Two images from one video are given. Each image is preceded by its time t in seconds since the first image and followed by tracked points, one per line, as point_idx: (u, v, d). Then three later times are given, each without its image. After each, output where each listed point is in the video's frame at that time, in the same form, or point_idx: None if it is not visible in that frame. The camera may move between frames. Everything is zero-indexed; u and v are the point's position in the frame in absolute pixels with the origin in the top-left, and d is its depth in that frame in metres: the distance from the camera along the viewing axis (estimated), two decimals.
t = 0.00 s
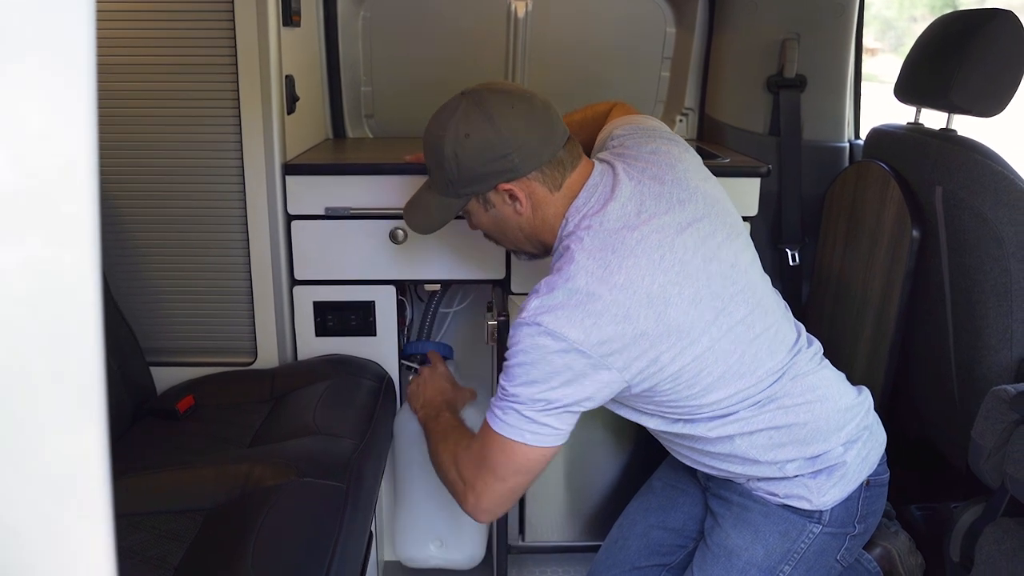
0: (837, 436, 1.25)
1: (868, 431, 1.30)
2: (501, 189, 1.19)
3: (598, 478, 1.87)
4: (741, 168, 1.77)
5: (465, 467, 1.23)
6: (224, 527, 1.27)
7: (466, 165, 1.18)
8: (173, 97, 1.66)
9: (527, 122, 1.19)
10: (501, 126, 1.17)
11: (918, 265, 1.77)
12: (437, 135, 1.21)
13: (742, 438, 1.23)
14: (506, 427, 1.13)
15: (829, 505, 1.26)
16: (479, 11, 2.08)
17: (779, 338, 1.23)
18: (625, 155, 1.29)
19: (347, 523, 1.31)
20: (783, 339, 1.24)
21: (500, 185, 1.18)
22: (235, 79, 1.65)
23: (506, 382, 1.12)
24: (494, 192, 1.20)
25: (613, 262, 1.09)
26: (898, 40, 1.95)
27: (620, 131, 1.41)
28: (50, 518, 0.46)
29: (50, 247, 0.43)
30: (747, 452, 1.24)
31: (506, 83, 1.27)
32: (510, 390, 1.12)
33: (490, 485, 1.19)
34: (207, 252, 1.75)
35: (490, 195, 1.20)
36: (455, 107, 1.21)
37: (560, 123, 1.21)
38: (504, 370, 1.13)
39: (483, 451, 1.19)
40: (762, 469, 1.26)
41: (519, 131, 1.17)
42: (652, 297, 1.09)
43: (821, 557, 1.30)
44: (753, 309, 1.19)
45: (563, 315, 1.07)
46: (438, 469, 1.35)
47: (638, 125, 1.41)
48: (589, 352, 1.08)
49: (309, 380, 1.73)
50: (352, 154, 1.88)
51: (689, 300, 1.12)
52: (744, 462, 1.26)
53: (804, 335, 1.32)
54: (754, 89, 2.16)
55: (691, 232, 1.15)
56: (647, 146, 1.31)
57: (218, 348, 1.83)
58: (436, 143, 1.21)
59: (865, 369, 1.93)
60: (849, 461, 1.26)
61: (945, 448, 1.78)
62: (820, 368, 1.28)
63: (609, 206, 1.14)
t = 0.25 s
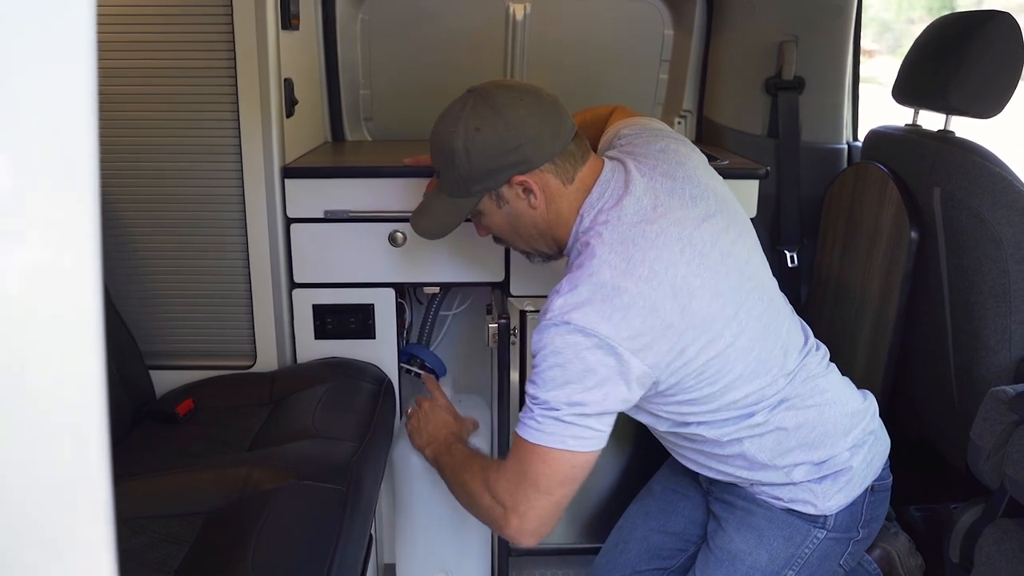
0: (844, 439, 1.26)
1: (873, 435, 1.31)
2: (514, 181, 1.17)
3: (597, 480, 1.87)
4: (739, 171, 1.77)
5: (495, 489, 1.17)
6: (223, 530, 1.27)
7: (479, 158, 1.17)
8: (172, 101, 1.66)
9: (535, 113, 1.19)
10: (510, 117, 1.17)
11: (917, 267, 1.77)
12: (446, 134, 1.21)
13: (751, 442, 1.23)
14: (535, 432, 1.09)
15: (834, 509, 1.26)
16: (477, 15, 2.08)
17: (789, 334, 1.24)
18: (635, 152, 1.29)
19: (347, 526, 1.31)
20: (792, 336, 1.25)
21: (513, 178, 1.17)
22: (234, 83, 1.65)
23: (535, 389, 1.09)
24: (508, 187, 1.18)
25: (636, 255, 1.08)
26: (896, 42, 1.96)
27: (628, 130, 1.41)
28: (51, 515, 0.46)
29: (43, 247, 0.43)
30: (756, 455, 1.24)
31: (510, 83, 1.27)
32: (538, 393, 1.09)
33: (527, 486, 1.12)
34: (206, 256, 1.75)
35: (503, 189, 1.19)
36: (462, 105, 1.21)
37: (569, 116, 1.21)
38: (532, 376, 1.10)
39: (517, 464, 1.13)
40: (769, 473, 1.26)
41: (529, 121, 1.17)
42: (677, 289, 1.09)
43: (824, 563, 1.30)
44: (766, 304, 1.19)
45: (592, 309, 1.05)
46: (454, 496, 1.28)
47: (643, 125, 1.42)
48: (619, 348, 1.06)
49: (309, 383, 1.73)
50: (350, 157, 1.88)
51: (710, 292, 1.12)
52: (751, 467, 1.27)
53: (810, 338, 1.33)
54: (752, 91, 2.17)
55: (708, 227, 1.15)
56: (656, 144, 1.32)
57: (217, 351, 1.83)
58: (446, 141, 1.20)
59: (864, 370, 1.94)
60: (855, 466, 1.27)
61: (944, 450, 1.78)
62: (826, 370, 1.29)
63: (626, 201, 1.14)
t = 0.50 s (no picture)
0: (848, 442, 1.27)
1: (876, 439, 1.31)
2: (530, 169, 1.12)
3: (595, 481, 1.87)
4: (736, 171, 1.77)
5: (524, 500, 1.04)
6: (219, 531, 1.26)
7: (495, 147, 1.12)
8: (168, 102, 1.66)
9: (549, 104, 1.16)
10: (524, 107, 1.14)
11: (914, 266, 1.77)
12: (457, 129, 1.16)
13: (757, 442, 1.22)
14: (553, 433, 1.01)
15: (836, 514, 1.26)
16: (474, 16, 2.08)
17: (797, 331, 1.23)
18: (641, 149, 1.28)
19: (343, 526, 1.31)
20: (799, 334, 1.25)
21: (529, 167, 1.12)
22: (230, 83, 1.65)
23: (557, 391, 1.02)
24: (522, 177, 1.13)
25: (655, 245, 1.05)
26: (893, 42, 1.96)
27: (633, 128, 1.41)
28: (44, 515, 0.46)
29: (35, 250, 0.43)
30: (763, 456, 1.23)
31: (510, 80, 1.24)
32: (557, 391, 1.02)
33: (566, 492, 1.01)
34: (203, 257, 1.75)
35: (518, 180, 1.13)
36: (469, 99, 1.17)
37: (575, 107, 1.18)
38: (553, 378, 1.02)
39: (553, 469, 1.01)
40: (775, 477, 1.25)
41: (544, 111, 1.14)
42: (697, 279, 1.06)
43: (825, 566, 1.29)
44: (776, 300, 1.19)
45: (618, 299, 1.01)
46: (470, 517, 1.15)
47: (645, 125, 1.41)
48: (645, 339, 1.01)
49: (305, 384, 1.73)
50: (347, 157, 1.88)
51: (727, 284, 1.10)
52: (760, 471, 1.25)
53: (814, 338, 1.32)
54: (749, 92, 2.16)
55: (719, 219, 1.14)
56: (660, 143, 1.30)
57: (213, 352, 1.83)
58: (456, 134, 1.15)
59: (861, 369, 1.94)
60: (858, 470, 1.27)
61: (941, 449, 1.78)
62: (832, 372, 1.29)
63: (638, 194, 1.12)
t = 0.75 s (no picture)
0: (850, 441, 1.26)
1: (877, 440, 1.31)
2: (554, 148, 1.06)
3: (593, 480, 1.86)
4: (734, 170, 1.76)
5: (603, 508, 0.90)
6: (215, 532, 1.26)
7: (520, 127, 1.07)
8: (163, 102, 1.66)
9: (559, 82, 1.13)
10: (537, 84, 1.11)
11: (912, 265, 1.76)
12: (473, 115, 1.11)
13: (763, 440, 1.20)
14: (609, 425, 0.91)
15: (836, 514, 1.25)
16: (471, 16, 2.08)
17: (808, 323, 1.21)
18: (647, 141, 1.24)
19: (339, 526, 1.31)
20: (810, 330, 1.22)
21: (551, 146, 1.06)
22: (225, 82, 1.64)
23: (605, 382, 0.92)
24: (543, 159, 1.07)
25: (683, 223, 1.00)
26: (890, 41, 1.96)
27: (635, 123, 1.39)
28: (34, 516, 0.46)
29: (24, 251, 0.42)
30: (765, 455, 1.21)
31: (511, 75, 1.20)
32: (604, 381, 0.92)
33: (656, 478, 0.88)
34: (199, 257, 1.75)
35: (539, 162, 1.07)
36: (481, 85, 1.12)
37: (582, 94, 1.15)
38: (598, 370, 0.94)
39: (635, 462, 0.88)
40: (778, 477, 1.24)
41: (557, 89, 1.11)
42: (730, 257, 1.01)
43: (823, 568, 1.29)
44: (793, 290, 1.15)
45: (656, 275, 0.94)
46: (538, 538, 1.00)
47: (647, 119, 1.39)
48: (691, 316, 0.94)
49: (302, 384, 1.73)
50: (343, 157, 1.87)
51: (756, 265, 1.05)
52: (769, 469, 1.23)
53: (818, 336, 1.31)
54: (747, 91, 2.16)
55: (737, 203, 1.10)
56: (664, 133, 1.27)
57: (210, 352, 1.82)
58: (474, 120, 1.10)
59: (859, 367, 1.93)
60: (859, 472, 1.27)
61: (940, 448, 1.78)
62: (837, 373, 1.28)
63: (655, 177, 1.08)
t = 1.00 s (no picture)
0: (864, 443, 1.24)
1: (889, 445, 1.28)
2: (597, 128, 1.05)
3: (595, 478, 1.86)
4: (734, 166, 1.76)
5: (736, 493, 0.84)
6: (215, 530, 1.26)
7: (566, 104, 1.06)
8: (162, 100, 1.65)
9: (593, 68, 1.13)
10: (575, 66, 1.11)
11: (913, 262, 1.76)
12: (517, 92, 1.09)
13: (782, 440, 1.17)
14: (713, 416, 0.86)
15: (846, 518, 1.23)
16: (471, 13, 2.07)
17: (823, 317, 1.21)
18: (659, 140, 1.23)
19: (339, 524, 1.30)
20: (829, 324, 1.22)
21: (594, 126, 1.05)
22: (224, 80, 1.64)
23: (697, 370, 0.87)
24: (586, 140, 1.06)
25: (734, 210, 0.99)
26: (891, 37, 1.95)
27: (646, 121, 1.37)
28: (29, 516, 0.45)
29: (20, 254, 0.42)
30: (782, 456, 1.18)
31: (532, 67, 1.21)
32: (693, 371, 0.88)
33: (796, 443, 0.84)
34: (199, 256, 1.74)
35: (582, 143, 1.06)
36: (520, 64, 1.11)
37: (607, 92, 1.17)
38: (682, 362, 0.89)
39: (771, 436, 0.84)
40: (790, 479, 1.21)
41: (593, 72, 1.11)
42: (777, 242, 1.00)
43: (831, 570, 1.28)
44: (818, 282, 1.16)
45: (727, 257, 0.92)
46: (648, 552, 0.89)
47: (660, 117, 1.38)
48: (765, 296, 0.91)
49: (302, 383, 1.72)
50: (343, 156, 1.87)
51: (799, 250, 1.05)
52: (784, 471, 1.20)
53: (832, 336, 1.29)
54: (748, 88, 2.15)
55: (763, 196, 1.10)
56: (674, 132, 1.26)
57: (210, 352, 1.82)
58: (517, 99, 1.08)
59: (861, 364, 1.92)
60: (871, 475, 1.24)
61: (942, 445, 1.78)
62: (853, 375, 1.26)
63: (687, 171, 1.08)
